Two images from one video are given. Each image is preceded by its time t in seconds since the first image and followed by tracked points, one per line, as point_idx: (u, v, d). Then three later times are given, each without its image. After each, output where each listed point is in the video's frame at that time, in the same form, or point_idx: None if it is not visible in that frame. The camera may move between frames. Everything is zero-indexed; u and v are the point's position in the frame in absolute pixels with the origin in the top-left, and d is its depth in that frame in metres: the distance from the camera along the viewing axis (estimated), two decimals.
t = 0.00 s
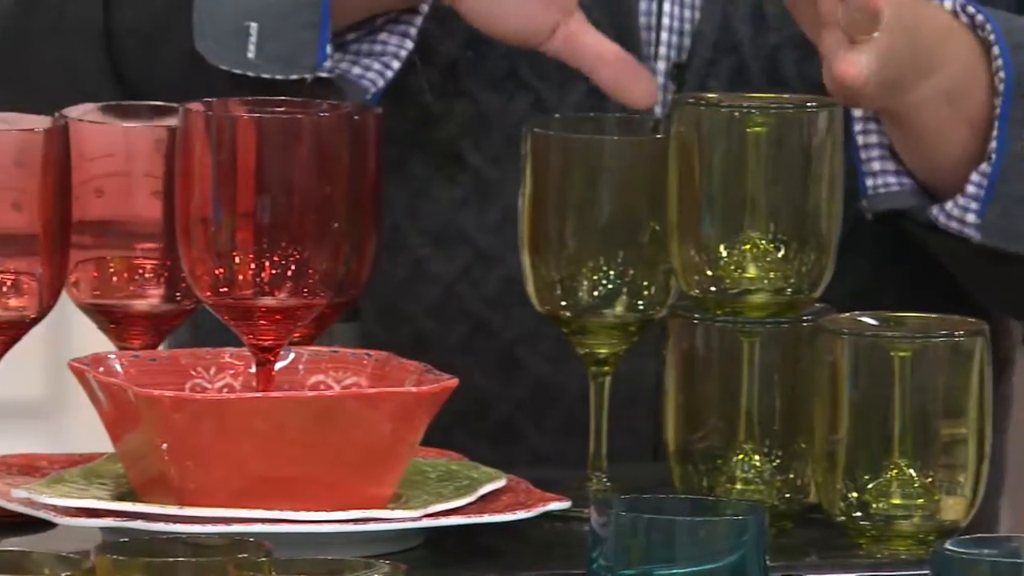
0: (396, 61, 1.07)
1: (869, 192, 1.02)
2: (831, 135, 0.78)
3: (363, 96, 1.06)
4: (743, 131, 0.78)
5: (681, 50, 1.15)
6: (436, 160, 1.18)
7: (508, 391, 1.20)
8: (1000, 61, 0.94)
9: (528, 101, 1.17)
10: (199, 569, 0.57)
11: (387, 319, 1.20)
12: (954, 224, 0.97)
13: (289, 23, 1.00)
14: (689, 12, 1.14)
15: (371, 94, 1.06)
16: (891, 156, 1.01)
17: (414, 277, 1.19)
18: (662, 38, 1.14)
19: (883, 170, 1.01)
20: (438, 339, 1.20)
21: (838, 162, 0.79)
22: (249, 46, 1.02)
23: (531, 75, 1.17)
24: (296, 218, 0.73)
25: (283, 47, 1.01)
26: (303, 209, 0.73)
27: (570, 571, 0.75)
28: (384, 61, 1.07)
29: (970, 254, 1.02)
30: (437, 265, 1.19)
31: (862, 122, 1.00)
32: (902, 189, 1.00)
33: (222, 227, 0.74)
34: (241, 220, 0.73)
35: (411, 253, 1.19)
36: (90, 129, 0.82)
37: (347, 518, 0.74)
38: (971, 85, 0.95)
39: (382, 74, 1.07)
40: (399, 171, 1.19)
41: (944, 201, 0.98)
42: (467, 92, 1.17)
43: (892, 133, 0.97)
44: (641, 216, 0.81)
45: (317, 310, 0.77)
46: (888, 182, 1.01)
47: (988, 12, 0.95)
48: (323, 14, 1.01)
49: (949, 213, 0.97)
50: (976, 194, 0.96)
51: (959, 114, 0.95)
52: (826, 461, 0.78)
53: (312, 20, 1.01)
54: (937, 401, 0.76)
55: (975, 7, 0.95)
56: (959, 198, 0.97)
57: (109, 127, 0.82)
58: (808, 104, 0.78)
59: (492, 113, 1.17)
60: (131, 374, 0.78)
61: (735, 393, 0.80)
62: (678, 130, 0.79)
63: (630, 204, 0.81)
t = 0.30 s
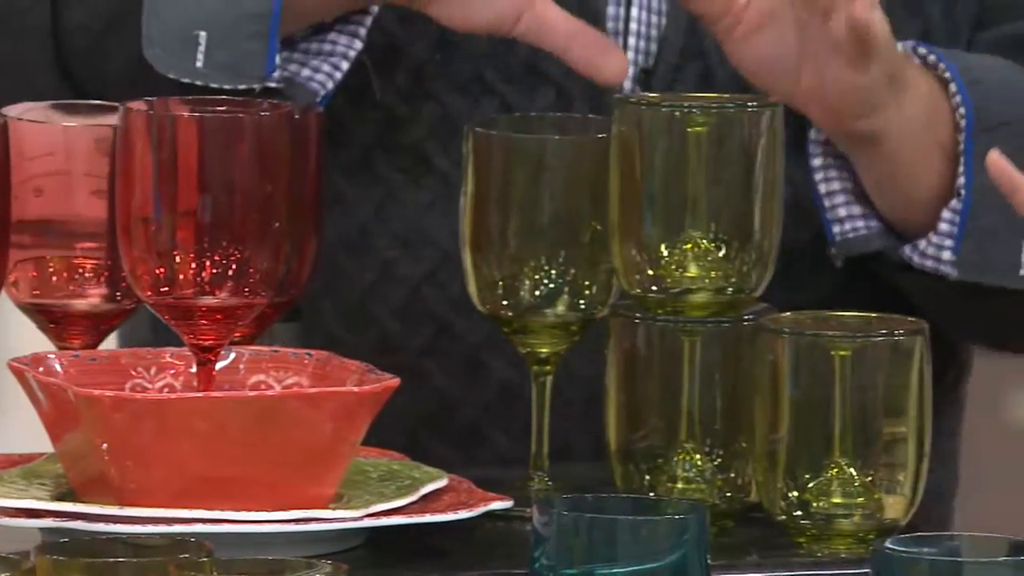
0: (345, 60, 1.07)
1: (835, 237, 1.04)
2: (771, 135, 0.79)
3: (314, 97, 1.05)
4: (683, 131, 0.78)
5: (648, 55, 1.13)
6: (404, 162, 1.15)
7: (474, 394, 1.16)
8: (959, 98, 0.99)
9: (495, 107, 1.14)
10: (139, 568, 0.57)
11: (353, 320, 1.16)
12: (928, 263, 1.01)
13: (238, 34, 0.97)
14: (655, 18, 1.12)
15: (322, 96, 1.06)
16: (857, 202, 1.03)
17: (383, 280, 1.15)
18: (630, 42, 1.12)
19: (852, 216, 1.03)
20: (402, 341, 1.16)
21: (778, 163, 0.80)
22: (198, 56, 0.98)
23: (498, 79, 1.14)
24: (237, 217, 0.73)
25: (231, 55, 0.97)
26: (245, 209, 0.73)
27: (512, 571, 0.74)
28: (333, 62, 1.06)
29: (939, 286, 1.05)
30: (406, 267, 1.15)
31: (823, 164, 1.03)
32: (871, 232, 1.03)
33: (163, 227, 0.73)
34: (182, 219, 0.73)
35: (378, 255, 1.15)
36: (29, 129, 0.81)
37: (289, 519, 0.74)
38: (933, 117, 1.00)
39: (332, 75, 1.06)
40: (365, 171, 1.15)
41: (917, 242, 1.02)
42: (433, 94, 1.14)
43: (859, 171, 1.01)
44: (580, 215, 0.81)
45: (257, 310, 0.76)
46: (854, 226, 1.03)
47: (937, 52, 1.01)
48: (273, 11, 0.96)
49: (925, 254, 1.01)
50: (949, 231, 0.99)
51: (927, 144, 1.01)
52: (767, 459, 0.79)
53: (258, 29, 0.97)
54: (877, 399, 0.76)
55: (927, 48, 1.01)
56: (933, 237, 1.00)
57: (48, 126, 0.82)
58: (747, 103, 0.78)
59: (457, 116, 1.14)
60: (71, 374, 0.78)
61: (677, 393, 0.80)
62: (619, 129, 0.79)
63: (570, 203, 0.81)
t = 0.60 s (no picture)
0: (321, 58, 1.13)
1: (801, 258, 1.13)
2: (714, 133, 0.79)
3: (310, 84, 1.12)
4: (627, 130, 0.78)
5: (611, 61, 1.18)
6: (368, 165, 1.20)
7: (434, 394, 1.21)
8: (925, 116, 1.11)
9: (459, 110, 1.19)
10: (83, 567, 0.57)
11: (311, 321, 1.21)
12: (895, 281, 1.11)
13: (227, 58, 1.09)
14: (618, 22, 1.18)
15: (316, 78, 1.12)
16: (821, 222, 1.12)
17: (344, 282, 1.20)
18: (593, 47, 1.18)
19: (817, 235, 1.12)
20: (362, 342, 1.21)
21: (721, 161, 0.80)
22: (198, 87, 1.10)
23: (463, 83, 1.19)
24: (180, 216, 0.73)
25: (229, 80, 1.10)
26: (187, 208, 0.73)
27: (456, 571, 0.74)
28: (310, 60, 1.13)
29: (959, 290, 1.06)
30: (366, 269, 1.20)
31: (787, 189, 1.13)
32: (836, 251, 1.12)
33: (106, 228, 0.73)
34: (124, 220, 0.72)
35: (339, 255, 1.20)
36: None
37: (232, 518, 0.73)
38: (904, 131, 1.14)
39: (320, 53, 1.13)
40: (329, 172, 1.20)
41: (884, 260, 1.11)
42: (398, 98, 1.19)
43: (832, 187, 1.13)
44: (523, 214, 0.82)
45: (201, 308, 0.76)
46: (821, 246, 1.12)
47: (903, 72, 1.14)
48: (263, 31, 1.09)
49: (893, 271, 1.11)
50: (918, 250, 1.09)
51: (898, 156, 1.13)
52: (711, 458, 0.79)
53: (251, 52, 1.09)
54: (821, 398, 0.77)
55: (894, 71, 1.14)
56: (902, 255, 1.10)
57: None
58: (691, 102, 0.78)
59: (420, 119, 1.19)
60: (14, 374, 0.77)
61: (622, 393, 0.80)
62: (564, 129, 0.79)
63: (513, 203, 0.81)
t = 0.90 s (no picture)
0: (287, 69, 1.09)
1: (775, 271, 1.11)
2: (668, 133, 0.79)
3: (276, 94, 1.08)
4: (581, 130, 0.78)
5: (581, 64, 1.13)
6: (336, 168, 1.14)
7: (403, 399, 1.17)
8: (888, 118, 1.08)
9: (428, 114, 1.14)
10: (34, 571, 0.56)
11: (281, 321, 1.16)
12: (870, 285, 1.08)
13: (192, 67, 1.04)
14: (587, 25, 1.13)
15: (281, 88, 1.08)
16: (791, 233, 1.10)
17: (316, 285, 1.15)
18: (563, 51, 1.13)
19: (788, 247, 1.10)
20: (337, 343, 1.16)
21: (675, 162, 0.80)
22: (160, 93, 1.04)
23: (433, 86, 1.14)
24: (133, 216, 0.73)
25: (190, 89, 1.05)
26: (141, 207, 0.73)
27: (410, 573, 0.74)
28: (276, 71, 1.08)
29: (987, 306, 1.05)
30: (339, 273, 1.15)
31: (755, 201, 1.11)
32: (808, 261, 1.10)
33: (60, 228, 0.72)
34: (78, 219, 0.72)
35: (312, 258, 1.15)
36: None
37: (187, 518, 0.73)
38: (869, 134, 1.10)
39: (286, 63, 1.09)
40: (300, 175, 1.15)
41: (857, 265, 1.09)
42: (370, 102, 1.14)
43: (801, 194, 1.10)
44: (478, 214, 0.82)
45: (155, 309, 0.76)
46: (793, 257, 1.10)
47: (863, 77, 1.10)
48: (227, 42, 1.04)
49: (867, 275, 1.08)
50: (891, 252, 1.08)
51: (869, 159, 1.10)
52: (665, 457, 0.79)
53: (215, 62, 1.04)
54: (775, 398, 0.77)
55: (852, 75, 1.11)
56: (875, 258, 1.08)
57: None
58: (645, 103, 0.78)
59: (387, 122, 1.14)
60: None
61: (576, 392, 0.81)
62: (517, 130, 0.80)
63: (467, 203, 0.81)
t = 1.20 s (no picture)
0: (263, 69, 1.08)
1: (755, 271, 1.09)
2: (639, 133, 0.79)
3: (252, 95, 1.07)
4: (554, 130, 0.78)
5: (559, 66, 1.13)
6: (313, 168, 1.14)
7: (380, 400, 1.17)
8: (871, 120, 1.07)
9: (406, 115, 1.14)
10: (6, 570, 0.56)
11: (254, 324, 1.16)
12: (851, 287, 1.08)
13: (167, 67, 1.03)
14: (565, 27, 1.12)
15: (258, 88, 1.08)
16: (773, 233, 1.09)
17: (295, 285, 1.15)
18: (542, 52, 1.12)
19: (769, 247, 1.09)
20: (315, 344, 1.16)
21: (647, 162, 0.80)
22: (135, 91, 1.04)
23: (412, 86, 1.13)
24: (104, 215, 0.72)
25: (167, 87, 1.04)
26: (112, 206, 0.72)
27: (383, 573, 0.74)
28: (252, 70, 1.08)
29: None
30: (318, 273, 1.15)
31: (737, 201, 1.10)
32: (789, 261, 1.09)
33: (31, 229, 0.72)
34: (48, 220, 0.72)
35: (289, 259, 1.15)
36: None
37: (159, 518, 0.73)
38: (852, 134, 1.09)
39: (263, 62, 1.08)
40: (277, 175, 1.14)
41: (839, 266, 1.09)
42: (348, 102, 1.14)
43: (784, 196, 1.09)
44: (450, 213, 0.82)
45: (126, 308, 0.75)
46: (774, 258, 1.09)
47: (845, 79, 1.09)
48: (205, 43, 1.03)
49: (848, 276, 1.08)
50: (872, 254, 1.08)
51: (849, 161, 1.09)
52: (637, 456, 0.79)
53: (191, 61, 1.03)
54: (747, 398, 0.77)
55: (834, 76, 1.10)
56: (857, 259, 1.08)
57: None
58: (617, 103, 0.79)
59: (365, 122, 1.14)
60: None
61: (547, 391, 0.81)
62: (489, 130, 0.80)
63: (439, 203, 0.81)
